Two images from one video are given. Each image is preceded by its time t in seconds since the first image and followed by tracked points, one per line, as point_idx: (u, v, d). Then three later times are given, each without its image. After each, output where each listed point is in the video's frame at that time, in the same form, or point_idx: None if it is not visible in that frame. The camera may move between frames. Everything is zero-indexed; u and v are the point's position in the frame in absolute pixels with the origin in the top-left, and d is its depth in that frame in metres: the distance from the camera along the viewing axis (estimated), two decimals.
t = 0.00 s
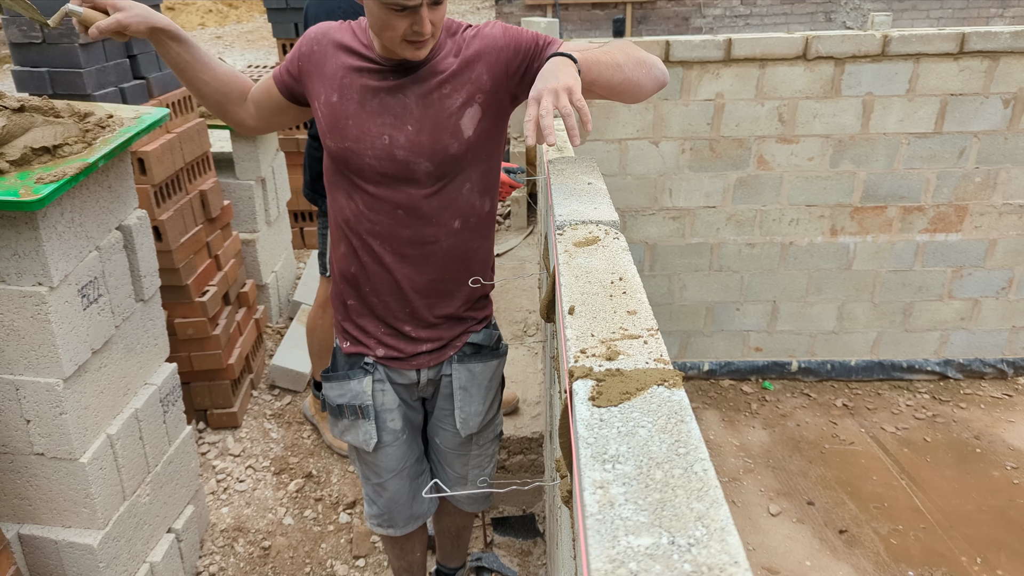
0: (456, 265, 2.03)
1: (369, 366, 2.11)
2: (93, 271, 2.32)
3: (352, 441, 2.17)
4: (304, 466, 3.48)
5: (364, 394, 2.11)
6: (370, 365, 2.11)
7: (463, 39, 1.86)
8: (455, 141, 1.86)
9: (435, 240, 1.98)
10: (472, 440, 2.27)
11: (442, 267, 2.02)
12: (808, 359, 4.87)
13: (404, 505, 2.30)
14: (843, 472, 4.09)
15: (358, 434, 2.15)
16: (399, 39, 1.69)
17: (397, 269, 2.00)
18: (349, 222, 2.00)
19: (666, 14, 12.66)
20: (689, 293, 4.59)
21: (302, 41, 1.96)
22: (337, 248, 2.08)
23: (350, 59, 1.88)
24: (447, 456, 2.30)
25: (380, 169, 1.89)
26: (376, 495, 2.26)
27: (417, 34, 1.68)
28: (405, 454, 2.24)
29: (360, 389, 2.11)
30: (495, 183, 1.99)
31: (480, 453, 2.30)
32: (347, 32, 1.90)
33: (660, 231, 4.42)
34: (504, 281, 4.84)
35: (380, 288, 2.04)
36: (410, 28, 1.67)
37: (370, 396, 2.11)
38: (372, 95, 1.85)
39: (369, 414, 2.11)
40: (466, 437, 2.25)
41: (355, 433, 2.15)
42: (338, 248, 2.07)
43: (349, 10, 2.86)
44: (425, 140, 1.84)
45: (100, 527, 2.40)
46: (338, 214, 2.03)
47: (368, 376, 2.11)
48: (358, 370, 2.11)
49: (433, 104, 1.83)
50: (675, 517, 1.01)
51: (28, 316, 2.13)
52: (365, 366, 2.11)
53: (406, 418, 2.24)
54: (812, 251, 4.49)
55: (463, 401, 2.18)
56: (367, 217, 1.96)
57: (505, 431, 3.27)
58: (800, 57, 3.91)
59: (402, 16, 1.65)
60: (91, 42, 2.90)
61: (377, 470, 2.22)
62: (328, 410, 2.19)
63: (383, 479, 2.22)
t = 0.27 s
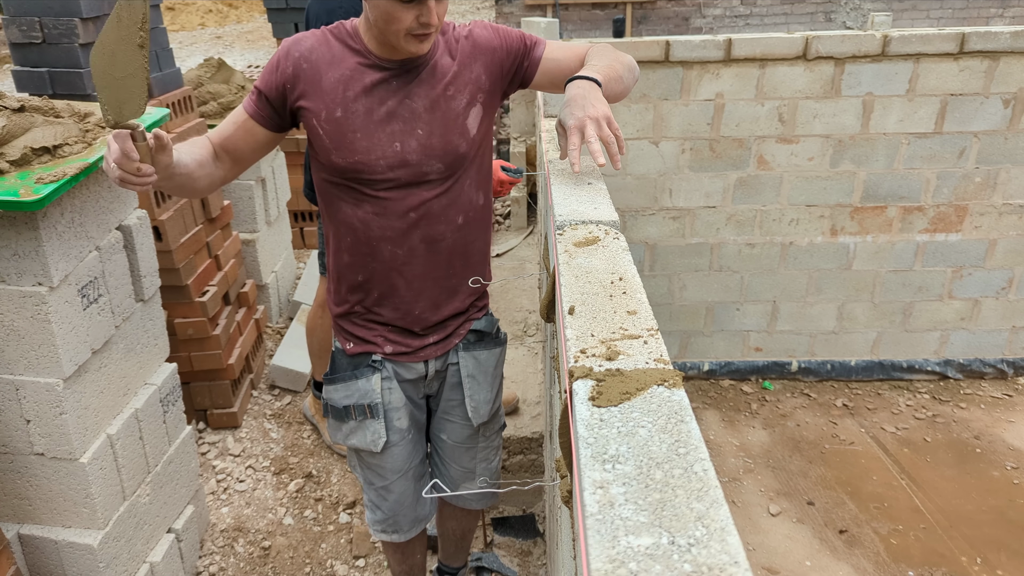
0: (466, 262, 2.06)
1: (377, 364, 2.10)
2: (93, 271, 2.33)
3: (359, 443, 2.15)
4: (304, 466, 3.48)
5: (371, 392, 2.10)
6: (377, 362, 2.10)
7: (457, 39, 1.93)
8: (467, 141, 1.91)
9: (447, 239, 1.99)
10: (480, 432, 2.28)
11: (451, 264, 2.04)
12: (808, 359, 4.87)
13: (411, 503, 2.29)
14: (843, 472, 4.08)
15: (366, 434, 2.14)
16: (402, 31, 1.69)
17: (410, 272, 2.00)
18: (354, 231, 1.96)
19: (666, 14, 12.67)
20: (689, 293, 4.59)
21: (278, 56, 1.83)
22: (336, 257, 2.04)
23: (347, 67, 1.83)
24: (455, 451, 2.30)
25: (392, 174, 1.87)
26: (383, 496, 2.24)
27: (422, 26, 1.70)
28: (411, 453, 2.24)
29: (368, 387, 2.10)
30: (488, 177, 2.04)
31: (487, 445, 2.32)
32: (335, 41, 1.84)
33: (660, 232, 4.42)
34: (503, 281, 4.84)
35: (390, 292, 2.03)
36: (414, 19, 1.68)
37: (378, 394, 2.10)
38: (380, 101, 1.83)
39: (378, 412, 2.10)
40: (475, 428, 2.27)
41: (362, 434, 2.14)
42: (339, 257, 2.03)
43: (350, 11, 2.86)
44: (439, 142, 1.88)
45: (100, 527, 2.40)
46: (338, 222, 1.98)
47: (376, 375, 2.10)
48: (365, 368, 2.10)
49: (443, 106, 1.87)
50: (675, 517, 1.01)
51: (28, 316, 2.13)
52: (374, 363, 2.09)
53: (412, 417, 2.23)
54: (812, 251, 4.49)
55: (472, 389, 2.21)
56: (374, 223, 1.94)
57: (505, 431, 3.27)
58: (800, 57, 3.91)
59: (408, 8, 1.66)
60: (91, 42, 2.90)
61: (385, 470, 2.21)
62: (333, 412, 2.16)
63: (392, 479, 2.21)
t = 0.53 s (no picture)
0: (464, 257, 2.21)
1: (379, 367, 2.17)
2: (93, 271, 2.32)
3: (359, 449, 2.22)
4: (304, 466, 3.48)
5: (374, 397, 2.17)
6: (381, 365, 2.17)
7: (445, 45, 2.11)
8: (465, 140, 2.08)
9: (450, 234, 2.13)
10: (491, 431, 2.41)
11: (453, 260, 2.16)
12: (807, 359, 4.87)
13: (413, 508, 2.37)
14: (843, 472, 4.08)
15: (368, 439, 2.21)
16: (398, 27, 1.80)
17: (420, 269, 2.09)
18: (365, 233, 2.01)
19: (666, 14, 12.67)
20: (689, 293, 4.60)
21: (294, 55, 1.84)
22: (340, 261, 2.09)
23: (358, 69, 1.92)
24: (470, 453, 2.43)
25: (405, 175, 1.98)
26: (384, 501, 2.31)
27: (416, 22, 1.81)
28: (411, 456, 2.32)
29: (370, 392, 2.17)
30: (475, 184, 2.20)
31: (500, 444, 2.46)
32: (342, 42, 1.91)
33: (660, 231, 4.42)
34: (503, 281, 4.84)
35: (399, 290, 2.11)
36: (410, 15, 1.79)
37: (381, 398, 2.17)
38: (390, 104, 1.96)
39: (381, 416, 2.18)
40: (488, 426, 2.40)
41: (365, 438, 2.21)
42: (345, 261, 2.08)
43: (350, 11, 2.85)
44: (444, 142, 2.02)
45: (100, 527, 2.40)
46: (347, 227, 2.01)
47: (379, 379, 2.17)
48: (367, 373, 2.17)
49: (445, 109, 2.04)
50: (675, 517, 1.01)
51: (28, 316, 2.13)
52: (376, 367, 2.16)
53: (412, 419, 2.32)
54: (812, 251, 4.49)
55: (479, 387, 2.33)
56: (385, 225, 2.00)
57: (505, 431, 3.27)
58: (800, 57, 3.91)
59: (402, 5, 1.78)
60: (91, 42, 2.90)
61: (385, 475, 2.28)
62: (334, 419, 2.23)
63: (393, 483, 2.29)
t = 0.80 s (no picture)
0: (481, 252, 2.25)
1: (405, 363, 2.20)
2: (93, 271, 2.32)
3: (383, 447, 2.23)
4: (304, 466, 3.48)
5: (401, 392, 2.21)
6: (406, 361, 2.19)
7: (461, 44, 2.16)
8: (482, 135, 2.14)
9: (467, 231, 2.16)
10: (493, 417, 2.48)
11: (471, 256, 2.21)
12: (808, 359, 4.87)
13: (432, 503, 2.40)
14: (843, 472, 4.08)
15: (393, 438, 2.23)
16: (410, 21, 1.83)
17: (443, 263, 2.13)
18: (391, 228, 2.01)
19: (666, 14, 12.67)
20: (689, 293, 4.60)
21: (331, 42, 1.83)
22: (362, 258, 2.08)
23: (386, 63, 1.94)
24: (471, 440, 2.49)
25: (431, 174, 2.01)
26: (406, 499, 2.33)
27: (428, 15, 1.84)
28: (432, 452, 2.35)
29: (398, 388, 2.20)
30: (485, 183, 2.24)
31: (497, 428, 2.53)
32: (370, 37, 1.92)
33: (660, 231, 4.42)
34: (503, 281, 4.84)
35: (425, 284, 2.13)
36: (422, 9, 1.82)
37: (407, 393, 2.20)
38: (416, 99, 1.99)
39: (407, 412, 2.20)
40: (491, 413, 2.47)
41: (390, 436, 2.23)
42: (366, 258, 2.08)
43: (351, 11, 2.84)
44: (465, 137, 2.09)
45: (100, 527, 2.40)
46: (372, 223, 2.00)
47: (406, 373, 2.20)
48: (392, 369, 2.20)
49: (464, 106, 2.10)
50: (675, 517, 1.01)
51: (28, 316, 2.13)
52: (402, 363, 2.19)
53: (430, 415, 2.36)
54: (812, 251, 4.49)
55: (490, 376, 2.41)
56: (409, 219, 2.01)
57: (505, 431, 3.27)
58: (800, 57, 3.91)
59: None
60: (91, 42, 2.90)
61: (408, 472, 2.30)
62: (357, 419, 2.23)
63: (415, 479, 2.31)
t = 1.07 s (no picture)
0: (494, 248, 2.26)
1: (419, 359, 2.21)
2: (93, 271, 2.32)
3: (395, 443, 2.23)
4: (304, 466, 3.48)
5: (416, 387, 2.21)
6: (421, 357, 2.21)
7: (476, 43, 2.16)
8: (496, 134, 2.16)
9: (481, 227, 2.18)
10: (498, 412, 2.49)
11: (485, 252, 2.21)
12: (808, 359, 4.87)
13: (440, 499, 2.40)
14: (843, 472, 4.08)
15: (405, 433, 2.23)
16: (423, 16, 1.84)
17: (459, 259, 2.14)
18: (409, 224, 2.02)
19: (666, 14, 12.68)
20: (689, 293, 4.60)
21: (349, 38, 1.84)
22: (379, 254, 2.07)
23: (403, 61, 1.94)
24: (475, 434, 2.49)
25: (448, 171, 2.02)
26: (414, 495, 2.33)
27: (443, 11, 1.85)
28: (441, 448, 2.36)
29: (412, 382, 2.21)
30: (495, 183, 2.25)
31: (501, 423, 2.54)
32: (386, 35, 1.93)
33: (660, 231, 4.42)
34: (503, 281, 4.84)
35: (442, 280, 2.14)
36: (435, 4, 1.83)
37: (421, 388, 2.22)
38: (433, 96, 1.99)
39: (421, 408, 2.21)
40: (497, 408, 2.48)
41: (402, 432, 2.23)
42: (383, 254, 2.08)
43: (350, 12, 2.84)
44: (480, 135, 2.10)
45: (100, 527, 2.40)
46: (389, 217, 1.99)
47: (420, 369, 2.21)
48: (407, 364, 2.21)
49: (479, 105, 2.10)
50: (675, 517, 1.01)
51: (28, 316, 2.13)
52: (416, 358, 2.20)
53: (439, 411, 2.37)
54: (812, 251, 4.49)
55: (499, 372, 2.42)
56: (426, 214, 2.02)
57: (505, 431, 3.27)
58: (800, 57, 3.91)
59: None
60: (91, 42, 2.90)
61: (418, 467, 2.31)
62: (370, 414, 2.22)
63: (424, 475, 2.31)
